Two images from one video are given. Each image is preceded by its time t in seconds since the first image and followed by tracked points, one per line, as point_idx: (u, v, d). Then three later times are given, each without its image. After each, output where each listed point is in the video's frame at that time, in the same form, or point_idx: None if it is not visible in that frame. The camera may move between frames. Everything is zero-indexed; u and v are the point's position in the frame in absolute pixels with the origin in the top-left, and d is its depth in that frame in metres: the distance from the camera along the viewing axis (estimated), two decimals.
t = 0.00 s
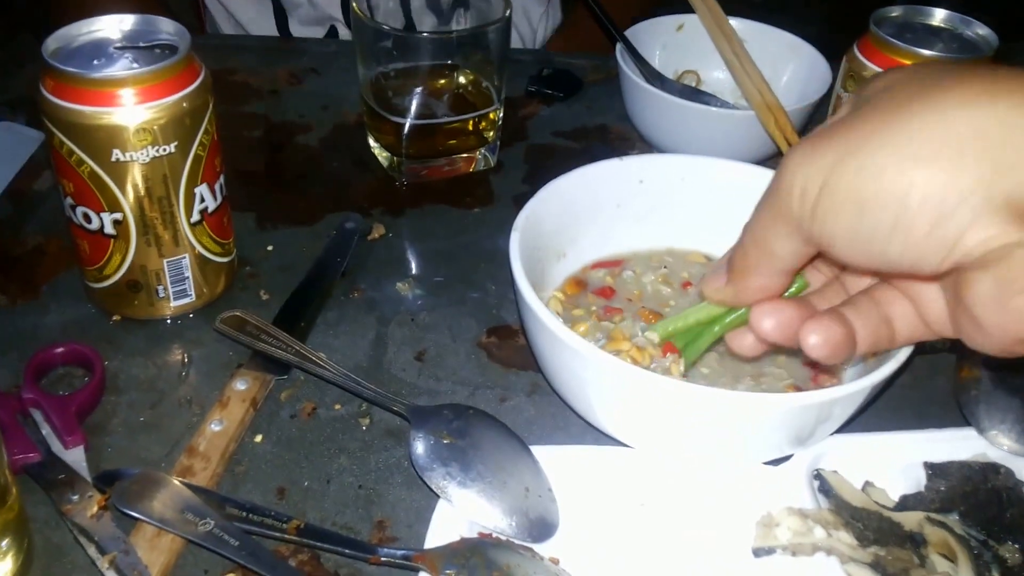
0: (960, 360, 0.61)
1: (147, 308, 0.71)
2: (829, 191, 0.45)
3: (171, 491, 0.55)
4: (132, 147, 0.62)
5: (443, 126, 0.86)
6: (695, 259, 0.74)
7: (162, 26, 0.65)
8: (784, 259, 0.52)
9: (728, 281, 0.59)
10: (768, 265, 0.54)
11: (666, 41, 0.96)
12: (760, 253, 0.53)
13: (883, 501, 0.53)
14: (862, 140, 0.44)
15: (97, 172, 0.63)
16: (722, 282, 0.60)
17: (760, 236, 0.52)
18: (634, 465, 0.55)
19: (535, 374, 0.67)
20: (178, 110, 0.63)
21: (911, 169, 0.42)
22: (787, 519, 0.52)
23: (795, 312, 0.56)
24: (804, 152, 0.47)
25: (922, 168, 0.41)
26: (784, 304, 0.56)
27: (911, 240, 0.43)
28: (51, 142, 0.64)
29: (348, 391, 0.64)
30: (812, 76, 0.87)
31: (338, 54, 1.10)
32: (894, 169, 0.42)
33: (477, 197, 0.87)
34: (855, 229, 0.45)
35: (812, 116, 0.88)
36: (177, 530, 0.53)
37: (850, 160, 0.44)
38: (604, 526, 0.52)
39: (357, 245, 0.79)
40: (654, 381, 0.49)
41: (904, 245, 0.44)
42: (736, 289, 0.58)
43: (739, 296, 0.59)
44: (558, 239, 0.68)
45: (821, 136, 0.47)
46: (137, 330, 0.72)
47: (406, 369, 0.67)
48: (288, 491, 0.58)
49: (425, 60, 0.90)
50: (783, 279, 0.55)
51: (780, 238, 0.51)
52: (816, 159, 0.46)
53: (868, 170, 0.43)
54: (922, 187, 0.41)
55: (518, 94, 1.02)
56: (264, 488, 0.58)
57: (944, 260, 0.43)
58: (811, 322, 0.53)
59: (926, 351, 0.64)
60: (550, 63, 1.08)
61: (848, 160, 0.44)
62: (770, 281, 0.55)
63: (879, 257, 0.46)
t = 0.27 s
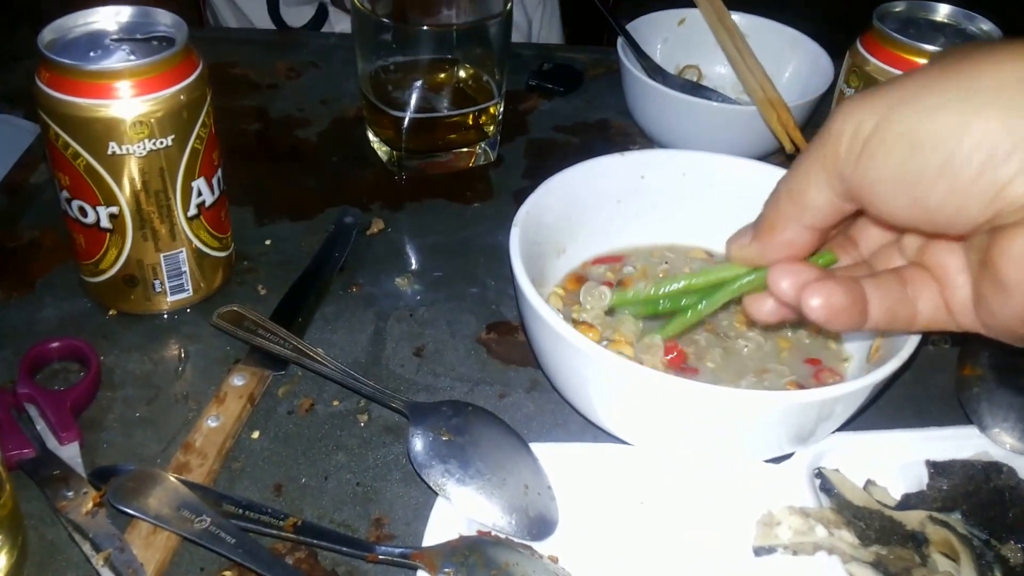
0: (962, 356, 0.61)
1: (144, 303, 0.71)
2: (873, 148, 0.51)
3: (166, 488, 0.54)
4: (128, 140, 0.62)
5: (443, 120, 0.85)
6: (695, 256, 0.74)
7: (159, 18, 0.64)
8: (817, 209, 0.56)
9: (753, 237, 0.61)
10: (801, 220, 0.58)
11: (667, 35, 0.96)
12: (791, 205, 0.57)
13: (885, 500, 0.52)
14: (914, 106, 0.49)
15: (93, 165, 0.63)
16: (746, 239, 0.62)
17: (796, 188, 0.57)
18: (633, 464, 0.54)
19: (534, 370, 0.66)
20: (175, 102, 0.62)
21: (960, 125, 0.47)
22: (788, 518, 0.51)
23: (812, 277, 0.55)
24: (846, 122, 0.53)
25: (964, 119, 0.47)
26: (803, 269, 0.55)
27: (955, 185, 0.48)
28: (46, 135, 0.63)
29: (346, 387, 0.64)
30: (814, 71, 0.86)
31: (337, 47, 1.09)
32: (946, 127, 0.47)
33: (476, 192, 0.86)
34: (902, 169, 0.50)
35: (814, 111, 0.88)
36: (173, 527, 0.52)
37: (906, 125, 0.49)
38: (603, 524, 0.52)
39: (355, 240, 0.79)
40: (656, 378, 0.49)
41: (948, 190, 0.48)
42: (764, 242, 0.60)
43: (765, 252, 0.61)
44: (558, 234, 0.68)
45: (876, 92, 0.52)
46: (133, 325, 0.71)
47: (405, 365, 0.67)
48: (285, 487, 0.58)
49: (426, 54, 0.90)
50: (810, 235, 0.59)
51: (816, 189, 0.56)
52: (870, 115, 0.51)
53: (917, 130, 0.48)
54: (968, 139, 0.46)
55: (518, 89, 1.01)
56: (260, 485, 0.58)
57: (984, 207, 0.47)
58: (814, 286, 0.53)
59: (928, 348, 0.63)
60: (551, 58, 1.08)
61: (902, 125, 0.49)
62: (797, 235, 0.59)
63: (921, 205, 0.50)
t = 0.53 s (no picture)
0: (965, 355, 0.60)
1: (140, 298, 0.70)
2: (890, 189, 0.38)
3: (162, 485, 0.54)
4: (125, 133, 0.61)
5: (442, 115, 0.85)
6: (698, 248, 0.72)
7: (156, 10, 0.64)
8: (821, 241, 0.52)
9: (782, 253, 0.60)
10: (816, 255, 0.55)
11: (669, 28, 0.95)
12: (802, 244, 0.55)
13: (886, 498, 0.52)
14: (905, 152, 0.37)
15: (89, 159, 0.62)
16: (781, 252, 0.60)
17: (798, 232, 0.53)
18: (633, 461, 0.54)
19: (534, 367, 0.66)
20: (172, 95, 0.62)
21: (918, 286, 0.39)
22: (789, 517, 0.51)
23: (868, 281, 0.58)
24: (858, 142, 0.41)
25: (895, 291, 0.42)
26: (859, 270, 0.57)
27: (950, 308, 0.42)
28: (42, 128, 0.62)
29: (343, 383, 0.63)
30: (816, 66, 0.86)
31: (336, 40, 1.09)
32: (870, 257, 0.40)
33: (475, 187, 0.86)
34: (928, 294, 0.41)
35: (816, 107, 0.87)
36: (168, 524, 0.52)
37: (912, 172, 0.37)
38: (602, 523, 0.52)
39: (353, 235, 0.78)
40: (657, 377, 0.48)
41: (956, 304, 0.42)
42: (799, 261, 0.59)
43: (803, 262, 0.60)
44: (558, 228, 0.65)
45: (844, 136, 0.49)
46: (129, 319, 0.71)
47: (403, 361, 0.66)
48: (282, 484, 0.57)
49: (424, 48, 0.90)
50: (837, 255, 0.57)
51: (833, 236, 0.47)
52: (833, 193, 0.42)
53: (913, 207, 0.37)
54: (926, 202, 0.37)
55: (517, 83, 1.01)
56: (257, 482, 0.57)
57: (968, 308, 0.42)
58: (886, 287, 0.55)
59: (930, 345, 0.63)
60: (551, 51, 1.07)
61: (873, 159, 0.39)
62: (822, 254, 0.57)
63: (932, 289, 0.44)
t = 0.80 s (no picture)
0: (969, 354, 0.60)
1: (134, 293, 0.69)
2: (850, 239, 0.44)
3: (155, 481, 0.53)
4: (119, 126, 0.61)
5: (440, 109, 0.84)
6: (698, 244, 0.70)
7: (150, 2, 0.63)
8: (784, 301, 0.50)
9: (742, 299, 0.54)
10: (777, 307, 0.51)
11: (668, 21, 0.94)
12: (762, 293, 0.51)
13: (885, 497, 0.51)
14: (877, 201, 0.43)
15: (83, 152, 0.61)
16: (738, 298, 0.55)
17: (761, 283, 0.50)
18: (630, 459, 0.53)
19: (531, 364, 0.65)
20: (167, 89, 0.61)
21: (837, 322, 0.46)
22: (787, 516, 0.50)
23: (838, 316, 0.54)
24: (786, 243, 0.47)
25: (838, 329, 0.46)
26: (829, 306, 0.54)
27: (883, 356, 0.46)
28: (36, 121, 0.62)
29: (339, 379, 0.63)
30: (818, 61, 0.85)
31: (334, 34, 1.08)
32: (829, 309, 0.45)
33: (473, 182, 0.85)
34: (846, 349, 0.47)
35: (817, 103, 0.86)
36: (161, 521, 0.51)
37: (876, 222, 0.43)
38: (599, 521, 0.51)
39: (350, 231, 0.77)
40: (656, 376, 0.48)
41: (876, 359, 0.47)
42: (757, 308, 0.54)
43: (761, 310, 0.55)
44: (555, 224, 0.64)
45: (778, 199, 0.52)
46: (123, 314, 0.70)
47: (399, 358, 0.66)
48: (276, 481, 0.57)
49: (422, 41, 0.89)
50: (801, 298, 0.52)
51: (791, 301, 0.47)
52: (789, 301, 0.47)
53: (882, 260, 0.43)
54: (910, 247, 0.42)
55: (516, 77, 1.00)
56: (251, 478, 0.57)
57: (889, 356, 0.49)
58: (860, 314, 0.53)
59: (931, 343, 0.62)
60: (551, 46, 1.06)
61: (806, 199, 0.46)
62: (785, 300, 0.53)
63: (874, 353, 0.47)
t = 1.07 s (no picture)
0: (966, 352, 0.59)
1: (125, 287, 0.69)
2: (845, 152, 0.39)
3: (144, 477, 0.53)
4: (109, 119, 0.60)
5: (435, 104, 0.83)
6: (698, 245, 0.69)
7: None
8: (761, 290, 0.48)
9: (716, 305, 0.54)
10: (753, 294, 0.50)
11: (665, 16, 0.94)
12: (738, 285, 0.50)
13: (881, 497, 0.51)
14: (870, 104, 0.41)
15: (73, 145, 0.61)
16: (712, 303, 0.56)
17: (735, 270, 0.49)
18: (624, 458, 0.53)
19: (524, 361, 0.65)
20: (158, 82, 0.60)
21: (865, 214, 0.38)
22: (782, 516, 0.50)
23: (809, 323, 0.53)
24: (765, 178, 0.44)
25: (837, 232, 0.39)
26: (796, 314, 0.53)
27: (877, 287, 0.40)
28: (25, 113, 0.61)
29: (331, 376, 0.62)
30: (815, 57, 0.85)
31: (328, 27, 1.07)
32: (840, 205, 0.39)
33: (468, 177, 0.84)
34: (819, 279, 0.42)
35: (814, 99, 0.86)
36: (149, 519, 0.51)
37: (857, 118, 0.40)
38: (592, 520, 0.51)
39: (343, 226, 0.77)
40: (652, 374, 0.47)
41: (869, 292, 0.41)
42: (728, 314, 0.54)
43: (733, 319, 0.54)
44: (551, 220, 0.64)
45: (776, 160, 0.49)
46: (114, 309, 0.70)
47: (391, 354, 0.65)
48: (267, 479, 0.56)
49: (417, 35, 0.88)
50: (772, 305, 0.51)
51: (770, 280, 0.47)
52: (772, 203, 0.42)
53: (885, 157, 0.38)
54: (909, 164, 0.37)
55: (511, 71, 0.99)
56: (241, 476, 0.56)
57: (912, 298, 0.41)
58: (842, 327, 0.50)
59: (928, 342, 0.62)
60: (546, 40, 1.06)
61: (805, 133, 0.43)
62: (758, 307, 0.52)
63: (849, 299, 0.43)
